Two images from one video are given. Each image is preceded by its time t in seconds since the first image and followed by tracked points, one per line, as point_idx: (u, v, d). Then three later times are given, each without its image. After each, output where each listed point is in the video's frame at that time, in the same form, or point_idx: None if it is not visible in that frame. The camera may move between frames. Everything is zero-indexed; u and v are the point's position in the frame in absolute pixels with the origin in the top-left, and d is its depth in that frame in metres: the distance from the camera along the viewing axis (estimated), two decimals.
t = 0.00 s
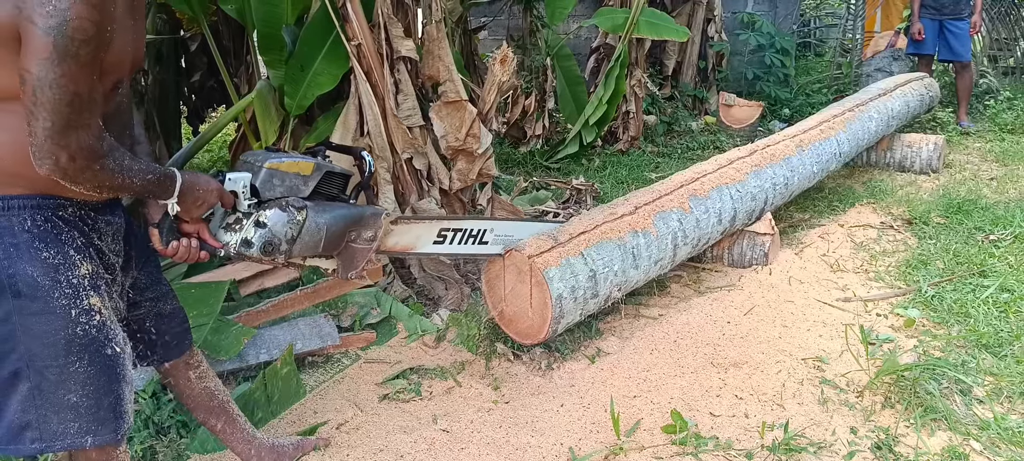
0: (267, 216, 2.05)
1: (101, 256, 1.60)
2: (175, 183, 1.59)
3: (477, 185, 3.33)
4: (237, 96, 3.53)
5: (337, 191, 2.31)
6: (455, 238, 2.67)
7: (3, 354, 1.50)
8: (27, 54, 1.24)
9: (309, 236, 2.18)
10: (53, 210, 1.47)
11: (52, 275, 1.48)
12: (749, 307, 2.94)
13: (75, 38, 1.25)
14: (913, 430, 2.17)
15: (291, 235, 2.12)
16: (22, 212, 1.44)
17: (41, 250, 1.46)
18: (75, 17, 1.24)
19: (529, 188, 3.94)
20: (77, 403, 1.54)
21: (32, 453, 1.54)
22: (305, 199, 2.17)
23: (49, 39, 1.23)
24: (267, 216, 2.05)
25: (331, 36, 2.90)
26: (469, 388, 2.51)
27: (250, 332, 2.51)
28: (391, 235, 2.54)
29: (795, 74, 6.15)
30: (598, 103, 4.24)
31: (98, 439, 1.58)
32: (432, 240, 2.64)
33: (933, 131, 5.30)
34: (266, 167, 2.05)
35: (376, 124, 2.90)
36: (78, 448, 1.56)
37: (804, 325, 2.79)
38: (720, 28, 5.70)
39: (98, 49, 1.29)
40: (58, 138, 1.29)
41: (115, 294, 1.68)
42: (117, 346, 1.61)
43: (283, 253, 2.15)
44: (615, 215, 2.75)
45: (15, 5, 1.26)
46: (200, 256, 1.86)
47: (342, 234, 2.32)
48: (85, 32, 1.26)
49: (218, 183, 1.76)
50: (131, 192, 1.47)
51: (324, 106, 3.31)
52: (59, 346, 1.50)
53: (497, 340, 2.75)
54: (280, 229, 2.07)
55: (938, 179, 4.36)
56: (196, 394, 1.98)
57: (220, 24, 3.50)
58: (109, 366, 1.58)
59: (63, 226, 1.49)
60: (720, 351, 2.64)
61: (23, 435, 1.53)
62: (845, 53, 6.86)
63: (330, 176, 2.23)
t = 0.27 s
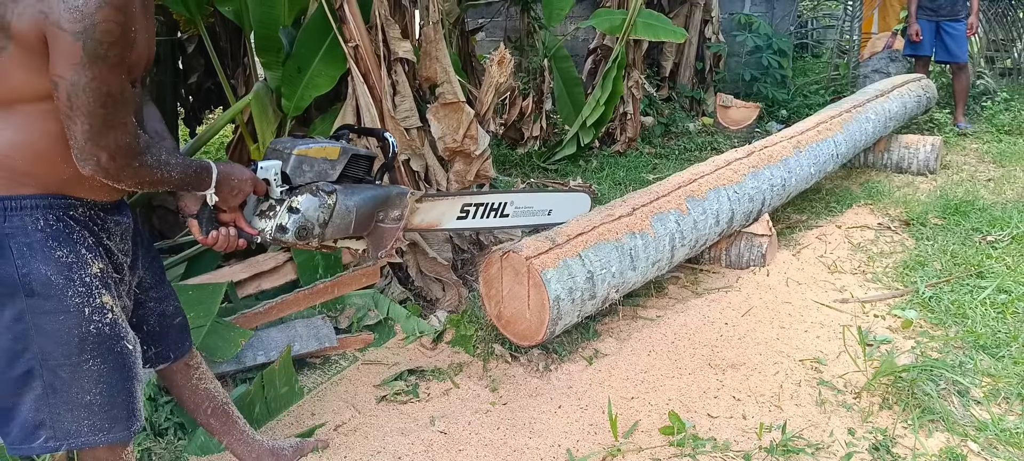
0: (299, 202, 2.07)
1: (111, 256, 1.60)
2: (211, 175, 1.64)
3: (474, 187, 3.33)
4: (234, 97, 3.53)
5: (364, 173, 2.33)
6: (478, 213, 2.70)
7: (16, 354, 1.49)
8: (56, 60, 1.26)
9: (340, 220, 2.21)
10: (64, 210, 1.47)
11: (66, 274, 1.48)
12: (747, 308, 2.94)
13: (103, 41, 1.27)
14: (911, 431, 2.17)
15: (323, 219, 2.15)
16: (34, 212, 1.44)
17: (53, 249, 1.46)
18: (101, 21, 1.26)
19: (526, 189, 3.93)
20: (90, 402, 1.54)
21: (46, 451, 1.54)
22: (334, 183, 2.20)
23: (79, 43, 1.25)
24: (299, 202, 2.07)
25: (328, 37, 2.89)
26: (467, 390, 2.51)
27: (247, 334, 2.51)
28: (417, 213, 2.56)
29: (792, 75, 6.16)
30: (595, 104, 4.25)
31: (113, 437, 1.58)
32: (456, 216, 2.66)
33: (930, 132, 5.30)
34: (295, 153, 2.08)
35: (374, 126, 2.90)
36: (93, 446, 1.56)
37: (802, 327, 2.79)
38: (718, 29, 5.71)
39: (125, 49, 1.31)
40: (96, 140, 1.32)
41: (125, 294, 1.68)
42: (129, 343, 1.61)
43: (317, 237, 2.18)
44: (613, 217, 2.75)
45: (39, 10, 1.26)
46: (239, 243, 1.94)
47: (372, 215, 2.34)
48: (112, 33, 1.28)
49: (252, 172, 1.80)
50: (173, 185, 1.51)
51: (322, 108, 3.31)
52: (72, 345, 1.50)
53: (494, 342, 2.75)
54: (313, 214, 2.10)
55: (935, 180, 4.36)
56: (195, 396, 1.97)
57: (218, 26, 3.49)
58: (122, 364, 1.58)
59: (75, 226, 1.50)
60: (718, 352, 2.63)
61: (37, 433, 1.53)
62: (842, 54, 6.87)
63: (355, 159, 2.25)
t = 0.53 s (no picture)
0: (305, 199, 2.17)
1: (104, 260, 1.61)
2: (216, 172, 1.65)
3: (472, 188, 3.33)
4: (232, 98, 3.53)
5: (370, 172, 2.40)
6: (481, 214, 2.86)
7: (13, 360, 1.48)
8: (44, 69, 1.26)
9: (345, 217, 2.30)
10: (54, 214, 1.48)
11: (58, 278, 1.48)
12: (745, 309, 2.94)
13: (89, 47, 1.27)
14: (909, 432, 2.17)
15: (329, 216, 2.25)
16: (24, 217, 1.45)
17: (44, 253, 1.47)
18: (84, 26, 1.25)
19: (525, 190, 3.94)
20: (89, 405, 1.53)
21: (48, 455, 1.53)
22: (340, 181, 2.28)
23: (65, 51, 1.25)
24: (305, 199, 2.17)
25: (326, 38, 2.90)
26: (465, 391, 2.50)
27: (244, 335, 2.50)
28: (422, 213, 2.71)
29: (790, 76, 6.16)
30: (593, 105, 4.25)
31: (113, 441, 1.58)
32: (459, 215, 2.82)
33: (928, 133, 5.31)
34: (303, 151, 2.15)
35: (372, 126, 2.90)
36: (93, 450, 1.56)
37: (800, 328, 2.79)
38: (716, 30, 5.72)
39: (112, 52, 1.31)
40: (94, 144, 1.34)
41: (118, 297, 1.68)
42: (126, 345, 1.60)
43: (322, 233, 2.28)
44: (611, 218, 2.75)
45: (21, 17, 1.26)
46: (245, 238, 2.00)
47: (377, 213, 2.44)
48: (98, 38, 1.27)
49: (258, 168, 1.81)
50: (174, 183, 1.54)
51: (319, 108, 3.31)
52: (69, 348, 1.50)
53: (492, 343, 2.75)
54: (318, 211, 2.20)
55: (933, 181, 4.37)
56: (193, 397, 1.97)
57: (216, 26, 3.49)
58: (120, 366, 1.58)
59: (65, 229, 1.50)
60: (716, 353, 2.63)
61: (38, 438, 1.52)
62: (840, 55, 6.88)
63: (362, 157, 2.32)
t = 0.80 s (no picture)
0: (283, 210, 2.49)
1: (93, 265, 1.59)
2: (189, 180, 1.63)
3: (471, 189, 3.32)
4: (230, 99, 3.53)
5: (347, 188, 2.74)
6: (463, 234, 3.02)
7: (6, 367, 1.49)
8: (10, 73, 1.23)
9: (322, 231, 2.64)
10: (39, 220, 1.46)
11: (45, 284, 1.48)
12: (743, 310, 2.93)
13: (55, 52, 1.23)
14: (907, 433, 2.17)
15: (306, 227, 2.58)
16: (8, 223, 1.43)
17: (31, 259, 1.46)
18: (50, 30, 1.21)
19: (523, 191, 3.93)
20: (83, 409, 1.55)
21: None
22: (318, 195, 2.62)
23: (30, 56, 1.21)
24: (284, 210, 2.49)
25: (324, 39, 2.90)
26: (463, 393, 2.50)
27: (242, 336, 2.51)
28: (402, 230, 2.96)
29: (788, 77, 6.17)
30: (591, 106, 4.25)
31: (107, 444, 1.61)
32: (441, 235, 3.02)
33: (925, 134, 5.31)
34: (283, 162, 2.50)
35: (370, 129, 2.92)
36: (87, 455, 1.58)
37: (798, 329, 2.79)
38: (714, 31, 5.72)
39: (81, 58, 1.26)
40: (61, 151, 1.31)
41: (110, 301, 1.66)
42: (117, 349, 1.61)
43: (299, 245, 2.60)
44: (609, 219, 2.75)
45: None
46: (218, 247, 2.10)
47: (352, 229, 2.76)
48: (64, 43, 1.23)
49: (234, 177, 1.81)
50: (147, 192, 1.51)
51: (317, 110, 3.30)
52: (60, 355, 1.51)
53: (491, 344, 2.74)
54: (296, 223, 2.53)
55: (931, 182, 4.37)
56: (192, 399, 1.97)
57: (213, 27, 3.49)
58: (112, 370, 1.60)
59: (51, 235, 1.48)
60: (714, 354, 2.63)
61: (33, 444, 1.55)
62: (838, 56, 6.88)
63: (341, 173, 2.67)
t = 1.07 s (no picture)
0: (239, 230, 2.12)
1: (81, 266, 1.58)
2: (142, 194, 1.66)
3: (469, 189, 3.32)
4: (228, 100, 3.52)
5: (315, 213, 2.37)
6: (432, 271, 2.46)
7: None
8: None
9: (280, 255, 2.22)
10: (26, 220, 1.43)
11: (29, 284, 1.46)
12: (741, 312, 2.93)
13: (23, 49, 1.30)
14: (905, 435, 2.17)
15: (264, 251, 2.17)
16: None
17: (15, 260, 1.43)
18: (20, 28, 1.29)
19: (522, 192, 3.93)
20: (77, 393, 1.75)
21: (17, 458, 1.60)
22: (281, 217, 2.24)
23: None
24: (240, 230, 2.12)
25: (323, 40, 2.90)
26: (461, 393, 2.50)
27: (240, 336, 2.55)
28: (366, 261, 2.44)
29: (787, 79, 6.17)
30: (590, 107, 4.26)
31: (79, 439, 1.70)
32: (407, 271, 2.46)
33: (924, 136, 5.32)
34: (244, 180, 2.15)
35: (369, 129, 2.92)
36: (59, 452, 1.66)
37: (796, 330, 2.79)
38: (713, 33, 5.73)
39: (48, 58, 1.34)
40: (12, 149, 1.36)
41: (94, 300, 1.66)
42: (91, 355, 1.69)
43: (254, 270, 2.19)
44: (607, 220, 2.75)
45: None
46: (166, 263, 1.87)
47: (316, 257, 2.33)
48: (34, 42, 1.31)
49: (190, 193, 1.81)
50: (95, 202, 1.56)
51: (316, 110, 3.30)
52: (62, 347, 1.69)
53: (488, 345, 2.74)
54: (251, 245, 2.13)
55: (930, 184, 4.37)
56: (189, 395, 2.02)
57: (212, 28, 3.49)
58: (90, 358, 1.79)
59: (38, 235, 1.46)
60: (712, 355, 2.63)
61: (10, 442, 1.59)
62: (837, 58, 6.89)
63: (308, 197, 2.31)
